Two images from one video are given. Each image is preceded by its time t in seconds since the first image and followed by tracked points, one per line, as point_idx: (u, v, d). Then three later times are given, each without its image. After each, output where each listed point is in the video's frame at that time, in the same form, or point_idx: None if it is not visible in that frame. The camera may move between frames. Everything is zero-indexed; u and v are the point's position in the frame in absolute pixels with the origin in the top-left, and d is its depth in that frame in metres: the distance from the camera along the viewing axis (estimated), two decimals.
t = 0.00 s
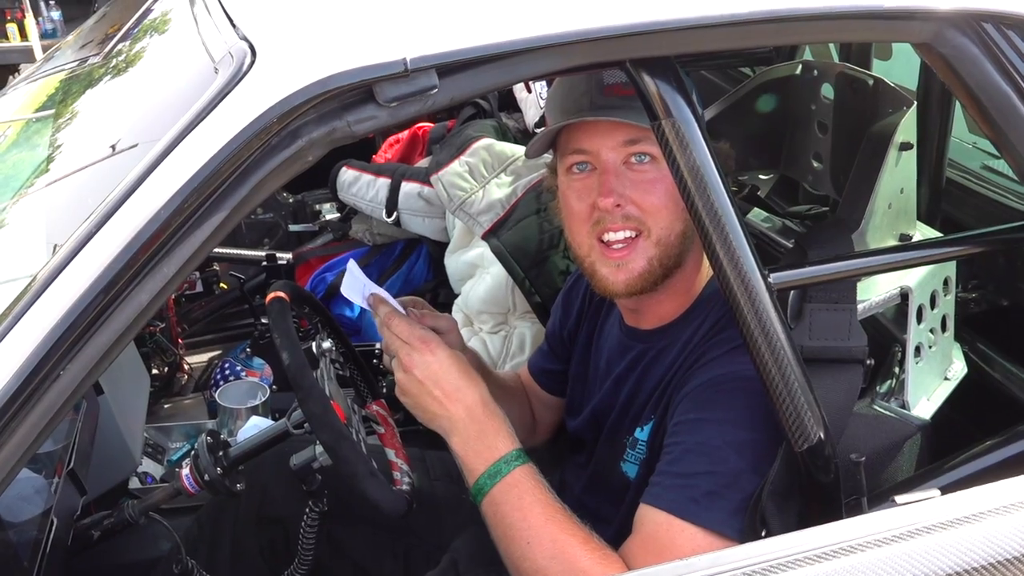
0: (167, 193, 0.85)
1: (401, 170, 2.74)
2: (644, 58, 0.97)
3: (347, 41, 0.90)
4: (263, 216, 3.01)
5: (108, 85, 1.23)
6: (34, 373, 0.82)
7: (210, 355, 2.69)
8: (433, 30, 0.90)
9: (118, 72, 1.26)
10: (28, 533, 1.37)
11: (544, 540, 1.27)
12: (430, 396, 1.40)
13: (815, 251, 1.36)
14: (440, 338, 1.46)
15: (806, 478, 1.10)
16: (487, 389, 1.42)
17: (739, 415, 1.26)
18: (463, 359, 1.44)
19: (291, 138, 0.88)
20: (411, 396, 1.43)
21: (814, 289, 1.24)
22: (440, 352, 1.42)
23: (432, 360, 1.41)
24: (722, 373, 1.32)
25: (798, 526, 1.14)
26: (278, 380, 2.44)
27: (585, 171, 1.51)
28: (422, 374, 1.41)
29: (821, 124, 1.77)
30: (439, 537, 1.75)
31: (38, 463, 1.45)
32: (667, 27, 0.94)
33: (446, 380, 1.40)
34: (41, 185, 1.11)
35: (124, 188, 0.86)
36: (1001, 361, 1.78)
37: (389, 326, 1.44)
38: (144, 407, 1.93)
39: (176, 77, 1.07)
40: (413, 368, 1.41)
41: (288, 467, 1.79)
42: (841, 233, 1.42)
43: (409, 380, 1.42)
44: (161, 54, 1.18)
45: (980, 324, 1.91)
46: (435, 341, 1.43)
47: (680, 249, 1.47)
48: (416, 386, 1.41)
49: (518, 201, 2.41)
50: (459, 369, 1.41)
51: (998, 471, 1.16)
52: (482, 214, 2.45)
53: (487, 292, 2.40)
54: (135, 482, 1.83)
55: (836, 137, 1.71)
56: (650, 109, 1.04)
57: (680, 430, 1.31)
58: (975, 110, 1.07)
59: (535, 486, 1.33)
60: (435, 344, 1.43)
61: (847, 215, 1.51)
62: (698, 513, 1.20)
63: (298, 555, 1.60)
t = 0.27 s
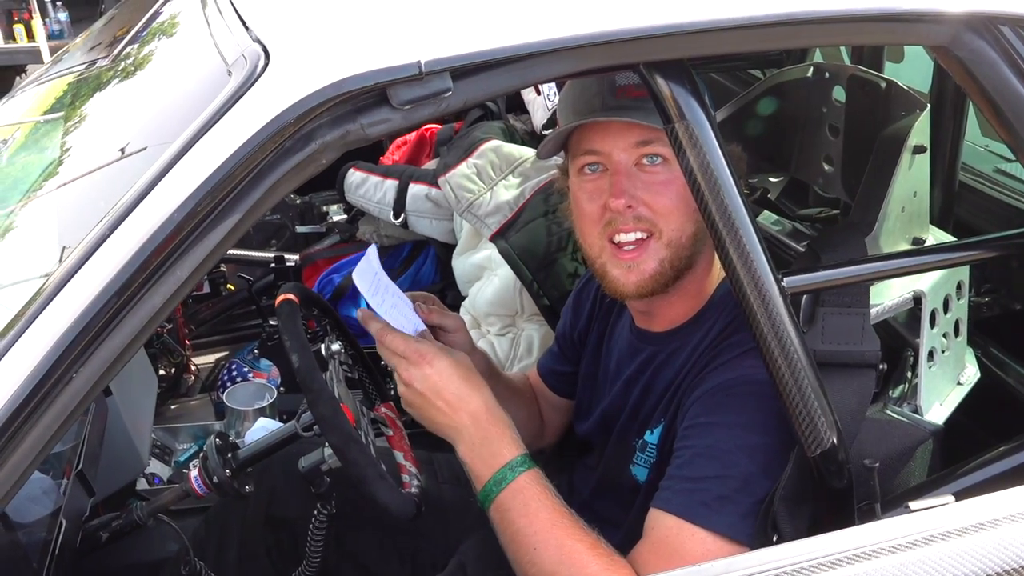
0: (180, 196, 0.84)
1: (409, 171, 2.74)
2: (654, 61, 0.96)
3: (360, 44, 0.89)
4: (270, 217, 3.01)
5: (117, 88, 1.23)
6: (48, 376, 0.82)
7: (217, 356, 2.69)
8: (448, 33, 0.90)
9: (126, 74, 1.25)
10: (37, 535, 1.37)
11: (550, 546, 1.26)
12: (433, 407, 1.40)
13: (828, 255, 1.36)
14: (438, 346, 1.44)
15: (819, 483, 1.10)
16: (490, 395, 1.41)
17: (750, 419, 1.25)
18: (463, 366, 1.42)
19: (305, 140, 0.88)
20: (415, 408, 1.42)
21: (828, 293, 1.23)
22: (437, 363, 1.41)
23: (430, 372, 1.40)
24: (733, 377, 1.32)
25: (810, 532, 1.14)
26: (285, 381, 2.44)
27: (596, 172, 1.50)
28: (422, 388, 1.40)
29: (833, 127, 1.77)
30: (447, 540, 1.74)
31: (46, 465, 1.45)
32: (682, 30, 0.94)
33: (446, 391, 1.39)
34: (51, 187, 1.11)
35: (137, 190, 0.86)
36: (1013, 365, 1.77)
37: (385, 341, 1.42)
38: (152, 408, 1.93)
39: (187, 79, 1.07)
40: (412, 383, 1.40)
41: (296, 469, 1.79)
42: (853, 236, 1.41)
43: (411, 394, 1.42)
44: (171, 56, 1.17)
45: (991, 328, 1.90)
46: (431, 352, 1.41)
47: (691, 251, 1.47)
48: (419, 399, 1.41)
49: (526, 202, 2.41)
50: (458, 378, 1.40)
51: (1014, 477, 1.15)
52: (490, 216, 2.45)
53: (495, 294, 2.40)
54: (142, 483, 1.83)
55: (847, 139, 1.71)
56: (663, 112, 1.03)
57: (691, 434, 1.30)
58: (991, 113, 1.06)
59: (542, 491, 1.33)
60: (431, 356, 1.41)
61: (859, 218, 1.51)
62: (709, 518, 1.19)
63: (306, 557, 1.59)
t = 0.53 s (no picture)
0: (182, 195, 0.85)
1: (411, 172, 2.75)
2: (665, 61, 0.97)
3: (361, 44, 0.90)
4: (273, 218, 3.02)
5: (121, 89, 1.24)
6: (50, 374, 0.83)
7: (219, 356, 2.70)
8: (449, 33, 0.91)
9: (130, 75, 1.26)
10: (39, 533, 1.38)
11: (549, 547, 1.26)
12: (429, 411, 1.41)
13: (827, 255, 1.36)
14: (432, 349, 1.45)
15: (817, 482, 1.10)
16: (486, 397, 1.42)
17: (749, 419, 1.26)
18: (456, 368, 1.43)
19: (306, 140, 0.88)
20: (413, 413, 1.44)
21: (827, 292, 1.24)
22: (430, 367, 1.41)
23: (423, 376, 1.41)
24: (733, 377, 1.32)
25: (809, 532, 1.14)
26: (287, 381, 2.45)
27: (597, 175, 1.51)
28: (416, 393, 1.41)
29: (834, 128, 1.78)
30: (447, 540, 1.75)
31: (49, 464, 1.46)
32: (683, 31, 0.94)
33: (440, 395, 1.40)
34: (55, 187, 1.12)
35: (140, 189, 0.87)
36: (1014, 367, 1.78)
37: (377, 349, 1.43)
38: (154, 408, 1.94)
39: (190, 80, 1.08)
40: (406, 388, 1.42)
41: (298, 469, 1.80)
42: (852, 237, 1.42)
43: (406, 401, 1.43)
44: (174, 57, 1.18)
45: (992, 330, 1.90)
46: (422, 356, 1.42)
47: (692, 253, 1.47)
48: (414, 404, 1.42)
49: (528, 203, 2.41)
50: (451, 381, 1.41)
51: (1012, 476, 1.16)
52: (492, 217, 2.46)
53: (497, 295, 2.41)
54: (145, 483, 1.83)
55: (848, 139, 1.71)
56: (663, 113, 1.04)
57: (691, 434, 1.30)
58: (991, 115, 1.07)
59: (540, 491, 1.33)
60: (423, 360, 1.42)
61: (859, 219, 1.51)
62: (708, 517, 1.20)
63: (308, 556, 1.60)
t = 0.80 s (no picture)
0: (173, 196, 0.86)
1: (407, 174, 2.75)
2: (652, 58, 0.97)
3: (351, 45, 0.91)
4: (270, 221, 3.02)
5: (116, 91, 1.25)
6: (43, 375, 0.83)
7: (218, 359, 2.70)
8: (437, 33, 0.91)
9: (126, 77, 1.27)
10: (37, 536, 1.38)
11: (545, 545, 1.26)
12: (424, 411, 1.41)
13: (819, 252, 1.36)
14: (427, 349, 1.46)
15: (811, 478, 1.10)
16: (482, 396, 1.43)
17: (743, 416, 1.26)
18: (451, 367, 1.44)
19: (297, 140, 0.89)
20: (408, 413, 1.44)
21: (819, 288, 1.25)
22: (424, 366, 1.42)
23: (418, 375, 1.42)
24: (727, 374, 1.33)
25: (803, 527, 1.15)
26: (285, 384, 2.45)
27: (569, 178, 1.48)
28: (411, 393, 1.42)
29: (827, 125, 1.79)
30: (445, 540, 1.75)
31: (46, 467, 1.46)
32: (672, 29, 0.95)
33: (435, 394, 1.41)
34: (50, 190, 1.12)
35: (132, 190, 0.87)
36: (1009, 362, 1.78)
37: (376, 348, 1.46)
38: (152, 411, 1.94)
39: (182, 82, 1.08)
40: (402, 388, 1.43)
41: (296, 470, 1.80)
42: (846, 233, 1.42)
43: (401, 400, 1.43)
44: (168, 59, 1.19)
45: (987, 325, 1.91)
46: (417, 355, 1.43)
47: (671, 255, 1.46)
48: (409, 403, 1.43)
49: (524, 204, 2.40)
50: (446, 379, 1.42)
51: (1005, 470, 1.16)
52: (488, 218, 2.48)
53: (494, 295, 2.41)
54: (144, 486, 1.84)
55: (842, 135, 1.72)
56: (652, 111, 1.04)
57: (686, 431, 1.31)
58: (978, 110, 1.07)
59: (536, 489, 1.34)
60: (418, 360, 1.43)
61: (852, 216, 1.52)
62: (703, 513, 1.20)
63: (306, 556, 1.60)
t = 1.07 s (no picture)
0: (170, 206, 0.86)
1: (405, 180, 2.76)
2: (645, 62, 0.98)
3: (345, 52, 0.91)
4: (268, 228, 3.03)
5: (113, 101, 1.25)
6: (43, 385, 0.84)
7: (218, 368, 2.70)
8: (430, 40, 0.92)
9: (123, 87, 1.28)
10: (39, 547, 1.38)
11: (545, 547, 1.27)
12: (425, 415, 1.41)
13: (815, 252, 1.36)
14: (427, 354, 1.46)
15: (809, 477, 1.11)
16: (483, 401, 1.43)
17: (742, 417, 1.27)
18: (452, 372, 1.44)
19: (292, 149, 0.89)
20: (409, 417, 1.43)
21: (814, 288, 1.26)
22: (425, 371, 1.43)
23: (419, 380, 1.42)
24: (725, 375, 1.33)
25: (802, 526, 1.15)
26: (285, 391, 2.45)
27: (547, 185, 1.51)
28: (412, 397, 1.42)
29: (821, 125, 1.80)
30: (447, 544, 1.75)
31: (46, 477, 1.46)
32: (663, 32, 0.95)
33: (436, 398, 1.41)
34: (48, 201, 1.13)
35: (129, 200, 0.88)
36: (1006, 359, 1.79)
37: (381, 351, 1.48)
38: (152, 420, 1.95)
39: (178, 91, 1.09)
40: (403, 393, 1.42)
41: (297, 477, 1.81)
42: (841, 232, 1.43)
43: (402, 404, 1.43)
44: (164, 68, 1.19)
45: (984, 322, 1.91)
46: (418, 360, 1.44)
47: (625, 265, 1.49)
48: (411, 407, 1.42)
49: (522, 208, 2.41)
50: (447, 384, 1.42)
51: (1003, 467, 1.16)
52: (486, 222, 2.47)
53: (492, 299, 2.41)
54: (145, 494, 1.84)
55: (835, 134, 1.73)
56: (646, 114, 1.05)
57: (685, 431, 1.31)
58: (969, 108, 1.08)
59: (537, 492, 1.34)
60: (418, 364, 1.44)
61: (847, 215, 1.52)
62: (703, 514, 1.20)
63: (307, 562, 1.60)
